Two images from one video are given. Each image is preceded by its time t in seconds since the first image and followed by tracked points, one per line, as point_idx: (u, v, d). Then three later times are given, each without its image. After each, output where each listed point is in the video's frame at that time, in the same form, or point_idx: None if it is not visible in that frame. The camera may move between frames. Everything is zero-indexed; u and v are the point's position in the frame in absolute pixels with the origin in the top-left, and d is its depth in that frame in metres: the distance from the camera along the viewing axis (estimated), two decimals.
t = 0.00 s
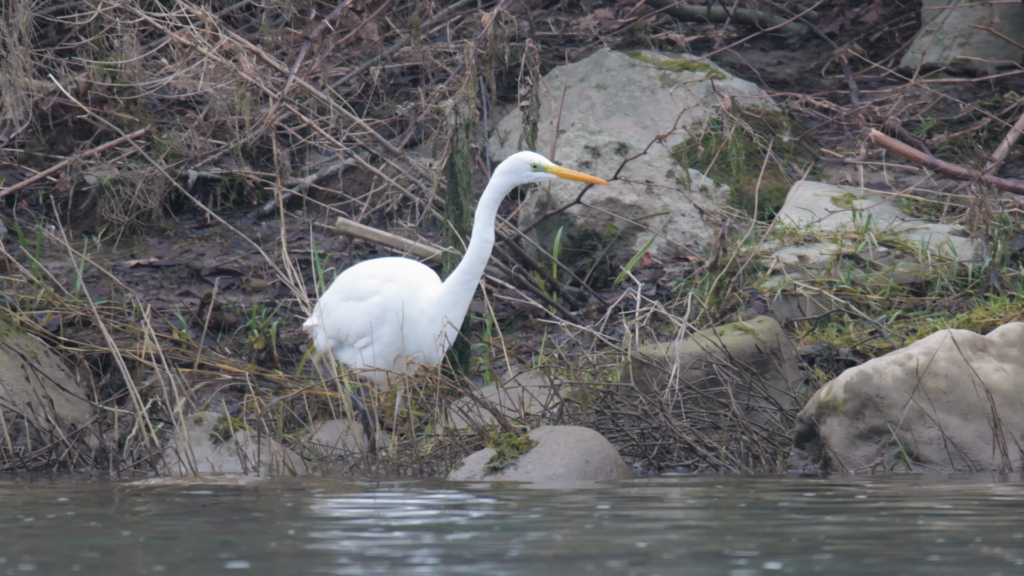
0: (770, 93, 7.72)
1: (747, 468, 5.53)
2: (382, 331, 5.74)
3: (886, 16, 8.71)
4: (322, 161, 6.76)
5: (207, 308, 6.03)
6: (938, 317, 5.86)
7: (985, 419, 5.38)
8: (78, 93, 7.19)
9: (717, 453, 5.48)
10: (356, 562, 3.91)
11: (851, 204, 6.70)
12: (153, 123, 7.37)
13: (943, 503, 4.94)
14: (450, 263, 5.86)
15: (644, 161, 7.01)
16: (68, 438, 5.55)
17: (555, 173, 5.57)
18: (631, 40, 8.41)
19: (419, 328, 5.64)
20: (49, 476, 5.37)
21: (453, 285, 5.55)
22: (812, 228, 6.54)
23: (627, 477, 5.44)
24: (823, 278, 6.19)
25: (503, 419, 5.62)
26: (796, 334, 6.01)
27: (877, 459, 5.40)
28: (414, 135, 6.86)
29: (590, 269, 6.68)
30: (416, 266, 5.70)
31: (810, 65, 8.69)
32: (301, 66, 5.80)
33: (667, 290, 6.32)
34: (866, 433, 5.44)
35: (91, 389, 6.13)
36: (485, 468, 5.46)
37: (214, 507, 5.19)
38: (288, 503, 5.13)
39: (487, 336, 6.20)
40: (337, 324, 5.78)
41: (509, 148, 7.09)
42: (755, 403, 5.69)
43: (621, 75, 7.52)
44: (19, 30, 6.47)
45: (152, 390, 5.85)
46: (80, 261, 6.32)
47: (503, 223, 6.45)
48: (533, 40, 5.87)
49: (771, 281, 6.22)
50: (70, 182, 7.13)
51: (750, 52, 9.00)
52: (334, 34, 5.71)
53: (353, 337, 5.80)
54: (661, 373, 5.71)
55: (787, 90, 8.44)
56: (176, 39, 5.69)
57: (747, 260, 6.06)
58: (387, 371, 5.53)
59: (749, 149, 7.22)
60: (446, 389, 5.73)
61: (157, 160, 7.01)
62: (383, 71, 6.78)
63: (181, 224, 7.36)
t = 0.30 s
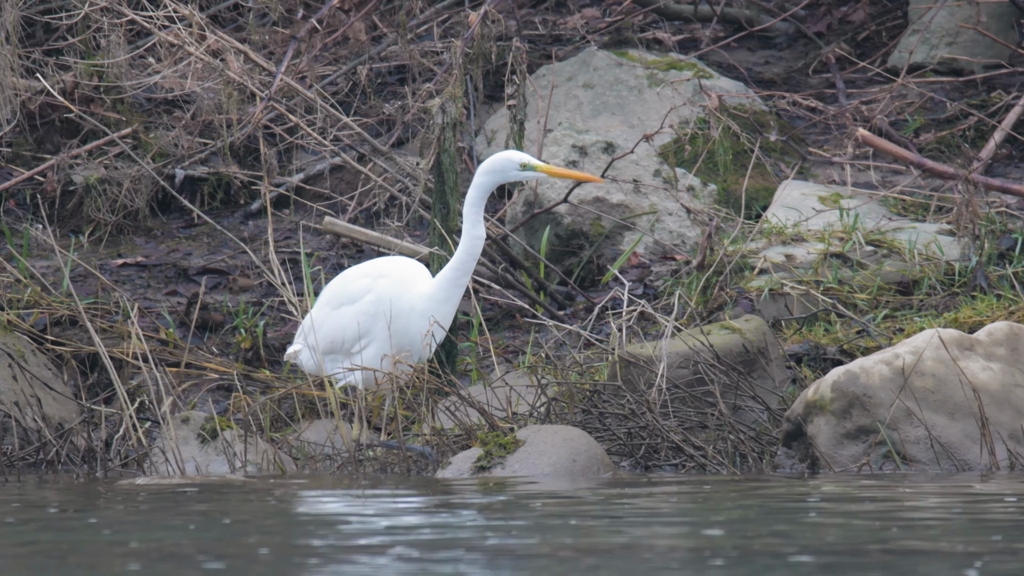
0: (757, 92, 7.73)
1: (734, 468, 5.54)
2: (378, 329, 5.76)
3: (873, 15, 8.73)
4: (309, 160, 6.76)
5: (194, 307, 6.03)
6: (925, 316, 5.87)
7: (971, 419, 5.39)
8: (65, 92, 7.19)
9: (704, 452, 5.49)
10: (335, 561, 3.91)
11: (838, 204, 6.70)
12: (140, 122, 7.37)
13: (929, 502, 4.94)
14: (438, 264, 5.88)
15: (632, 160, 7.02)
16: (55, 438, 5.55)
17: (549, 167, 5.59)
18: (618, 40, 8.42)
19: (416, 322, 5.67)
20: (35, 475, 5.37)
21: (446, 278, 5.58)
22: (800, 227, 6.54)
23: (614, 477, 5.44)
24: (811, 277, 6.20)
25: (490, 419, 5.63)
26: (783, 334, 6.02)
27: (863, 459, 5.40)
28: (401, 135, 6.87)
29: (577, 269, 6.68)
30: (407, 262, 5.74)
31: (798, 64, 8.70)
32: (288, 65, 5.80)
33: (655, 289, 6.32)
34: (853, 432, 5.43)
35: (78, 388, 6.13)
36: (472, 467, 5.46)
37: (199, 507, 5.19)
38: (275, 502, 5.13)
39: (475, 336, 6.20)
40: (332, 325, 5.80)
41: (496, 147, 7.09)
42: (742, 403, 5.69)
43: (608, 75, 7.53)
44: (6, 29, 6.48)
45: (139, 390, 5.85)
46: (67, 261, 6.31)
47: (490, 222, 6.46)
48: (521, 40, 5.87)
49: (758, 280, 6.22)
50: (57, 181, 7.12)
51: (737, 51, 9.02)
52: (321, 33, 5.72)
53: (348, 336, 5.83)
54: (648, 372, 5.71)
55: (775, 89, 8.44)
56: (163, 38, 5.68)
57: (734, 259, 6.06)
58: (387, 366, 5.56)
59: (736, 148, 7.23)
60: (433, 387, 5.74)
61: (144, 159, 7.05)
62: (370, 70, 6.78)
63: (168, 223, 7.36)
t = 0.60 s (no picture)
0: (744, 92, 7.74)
1: (720, 467, 5.54)
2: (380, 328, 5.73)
3: (860, 15, 8.74)
4: (295, 159, 6.76)
5: (181, 305, 6.02)
6: (912, 315, 5.88)
7: (958, 418, 5.39)
8: (52, 92, 7.19)
9: (690, 452, 5.49)
10: (313, 561, 3.91)
11: (824, 203, 6.71)
12: (127, 122, 7.38)
13: (915, 501, 4.95)
14: (426, 263, 5.89)
15: (619, 160, 7.03)
16: (41, 437, 5.58)
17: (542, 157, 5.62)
18: (605, 39, 8.43)
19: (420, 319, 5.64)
20: (20, 475, 5.37)
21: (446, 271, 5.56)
22: (786, 227, 6.55)
23: (600, 476, 5.45)
24: (797, 276, 6.20)
25: (477, 418, 5.63)
26: (769, 333, 6.02)
27: (850, 458, 5.41)
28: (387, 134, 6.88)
29: (564, 269, 6.67)
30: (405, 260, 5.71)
31: (784, 64, 8.72)
32: (275, 65, 5.81)
33: (641, 288, 6.33)
34: (840, 431, 5.44)
35: (64, 388, 6.14)
36: (459, 466, 5.46)
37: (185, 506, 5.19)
38: (261, 501, 5.13)
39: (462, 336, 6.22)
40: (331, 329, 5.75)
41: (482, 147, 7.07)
42: (729, 402, 5.69)
43: (595, 74, 7.53)
44: None
45: (126, 389, 5.86)
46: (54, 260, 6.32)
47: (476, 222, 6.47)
48: (508, 40, 5.87)
49: (745, 279, 6.22)
50: (44, 181, 7.12)
51: (724, 50, 9.03)
52: (308, 33, 5.72)
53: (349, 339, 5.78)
54: (635, 371, 5.72)
55: (761, 89, 8.45)
56: (150, 37, 5.69)
57: (720, 258, 6.06)
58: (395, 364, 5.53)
59: (723, 148, 7.24)
60: (419, 387, 5.73)
61: (131, 158, 7.05)
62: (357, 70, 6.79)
63: (155, 223, 7.38)
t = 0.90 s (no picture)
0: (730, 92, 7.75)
1: (707, 467, 5.54)
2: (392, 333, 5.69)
3: (846, 15, 8.76)
4: (281, 159, 6.77)
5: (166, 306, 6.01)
6: (898, 315, 5.88)
7: (945, 418, 5.40)
8: (38, 92, 7.20)
9: (677, 452, 5.50)
10: (291, 561, 3.90)
11: (811, 203, 6.71)
12: (113, 122, 7.38)
13: (902, 502, 4.94)
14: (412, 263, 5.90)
15: (605, 160, 7.08)
16: (27, 437, 5.57)
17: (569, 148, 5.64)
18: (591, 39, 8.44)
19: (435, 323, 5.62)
20: (5, 475, 5.36)
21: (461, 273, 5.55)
22: (772, 227, 6.55)
23: (586, 476, 5.44)
24: (784, 276, 6.20)
25: (463, 418, 5.62)
26: (756, 333, 6.01)
27: (836, 458, 5.41)
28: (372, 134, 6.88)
29: (550, 269, 6.67)
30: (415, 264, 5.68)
31: (770, 64, 8.72)
32: (261, 64, 5.81)
33: (627, 289, 6.33)
34: (826, 432, 5.44)
35: (50, 388, 6.13)
36: (445, 466, 5.45)
37: (171, 506, 5.19)
38: (247, 501, 5.13)
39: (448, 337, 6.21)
40: (342, 335, 5.70)
41: (468, 146, 7.00)
42: (715, 402, 5.69)
43: (581, 74, 7.54)
44: None
45: (112, 389, 5.85)
46: (41, 260, 6.31)
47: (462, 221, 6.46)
48: (494, 39, 5.87)
49: (731, 279, 6.22)
50: (30, 181, 7.12)
51: (710, 51, 9.04)
52: (294, 33, 5.72)
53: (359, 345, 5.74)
54: (621, 372, 5.71)
55: (747, 89, 8.46)
56: (137, 37, 5.68)
57: (707, 258, 6.06)
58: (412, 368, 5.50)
59: (710, 148, 7.25)
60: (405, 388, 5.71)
61: (117, 158, 7.06)
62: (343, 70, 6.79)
63: (141, 223, 7.39)
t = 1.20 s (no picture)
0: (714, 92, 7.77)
1: (691, 468, 5.55)
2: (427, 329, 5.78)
3: (830, 15, 8.78)
4: (265, 159, 6.78)
5: (149, 306, 6.02)
6: (881, 316, 5.89)
7: (928, 419, 5.41)
8: (22, 92, 7.21)
9: (661, 452, 5.50)
10: (265, 561, 3.90)
11: (795, 204, 6.72)
12: (98, 122, 7.40)
13: (885, 502, 4.95)
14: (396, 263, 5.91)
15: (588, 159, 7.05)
16: (10, 438, 5.58)
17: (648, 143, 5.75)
18: (575, 39, 8.46)
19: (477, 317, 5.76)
20: None
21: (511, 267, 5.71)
22: (756, 227, 6.55)
23: (570, 477, 5.45)
24: (768, 277, 6.21)
25: (447, 419, 5.62)
26: (740, 334, 6.02)
27: (820, 459, 5.42)
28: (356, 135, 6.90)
29: (534, 269, 6.68)
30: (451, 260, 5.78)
31: (754, 64, 8.75)
32: (245, 65, 5.82)
33: (611, 289, 6.33)
34: (810, 432, 5.45)
35: (35, 389, 6.14)
36: (429, 467, 5.45)
37: (154, 506, 5.20)
38: (230, 501, 5.14)
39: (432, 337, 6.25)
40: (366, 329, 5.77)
41: (452, 147, 7.03)
42: (699, 403, 5.69)
43: (565, 75, 7.55)
44: None
45: (96, 389, 5.86)
46: (25, 261, 6.32)
47: (446, 222, 6.47)
48: (479, 40, 5.87)
49: (715, 280, 6.22)
50: (15, 181, 7.13)
51: (694, 51, 9.06)
52: (278, 33, 5.72)
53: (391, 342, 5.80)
54: (605, 372, 5.72)
55: (731, 89, 8.48)
56: (121, 38, 5.69)
57: (691, 259, 6.07)
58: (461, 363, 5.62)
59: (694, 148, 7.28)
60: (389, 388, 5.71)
61: (101, 159, 7.07)
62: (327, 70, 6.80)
63: (125, 223, 7.41)
